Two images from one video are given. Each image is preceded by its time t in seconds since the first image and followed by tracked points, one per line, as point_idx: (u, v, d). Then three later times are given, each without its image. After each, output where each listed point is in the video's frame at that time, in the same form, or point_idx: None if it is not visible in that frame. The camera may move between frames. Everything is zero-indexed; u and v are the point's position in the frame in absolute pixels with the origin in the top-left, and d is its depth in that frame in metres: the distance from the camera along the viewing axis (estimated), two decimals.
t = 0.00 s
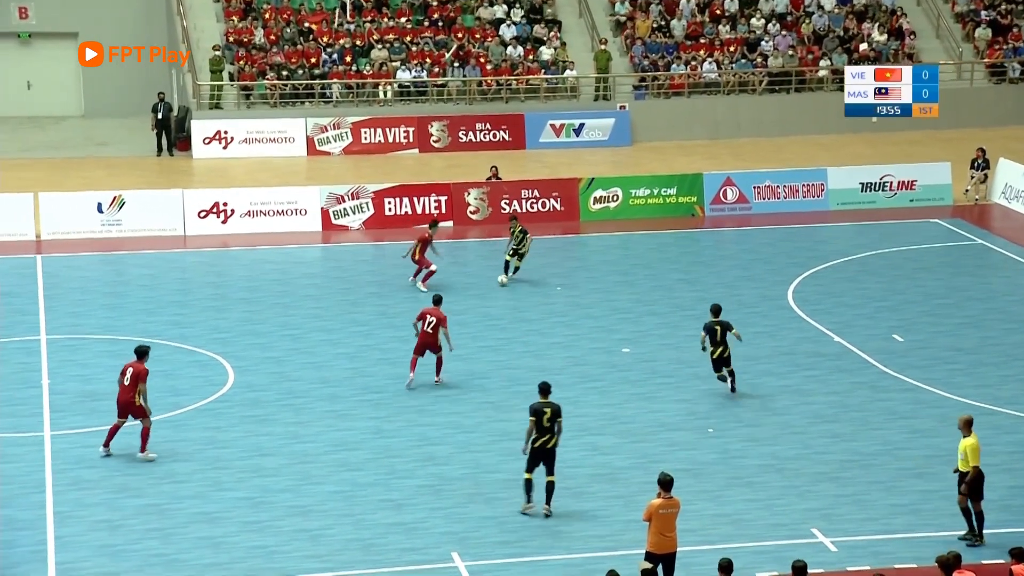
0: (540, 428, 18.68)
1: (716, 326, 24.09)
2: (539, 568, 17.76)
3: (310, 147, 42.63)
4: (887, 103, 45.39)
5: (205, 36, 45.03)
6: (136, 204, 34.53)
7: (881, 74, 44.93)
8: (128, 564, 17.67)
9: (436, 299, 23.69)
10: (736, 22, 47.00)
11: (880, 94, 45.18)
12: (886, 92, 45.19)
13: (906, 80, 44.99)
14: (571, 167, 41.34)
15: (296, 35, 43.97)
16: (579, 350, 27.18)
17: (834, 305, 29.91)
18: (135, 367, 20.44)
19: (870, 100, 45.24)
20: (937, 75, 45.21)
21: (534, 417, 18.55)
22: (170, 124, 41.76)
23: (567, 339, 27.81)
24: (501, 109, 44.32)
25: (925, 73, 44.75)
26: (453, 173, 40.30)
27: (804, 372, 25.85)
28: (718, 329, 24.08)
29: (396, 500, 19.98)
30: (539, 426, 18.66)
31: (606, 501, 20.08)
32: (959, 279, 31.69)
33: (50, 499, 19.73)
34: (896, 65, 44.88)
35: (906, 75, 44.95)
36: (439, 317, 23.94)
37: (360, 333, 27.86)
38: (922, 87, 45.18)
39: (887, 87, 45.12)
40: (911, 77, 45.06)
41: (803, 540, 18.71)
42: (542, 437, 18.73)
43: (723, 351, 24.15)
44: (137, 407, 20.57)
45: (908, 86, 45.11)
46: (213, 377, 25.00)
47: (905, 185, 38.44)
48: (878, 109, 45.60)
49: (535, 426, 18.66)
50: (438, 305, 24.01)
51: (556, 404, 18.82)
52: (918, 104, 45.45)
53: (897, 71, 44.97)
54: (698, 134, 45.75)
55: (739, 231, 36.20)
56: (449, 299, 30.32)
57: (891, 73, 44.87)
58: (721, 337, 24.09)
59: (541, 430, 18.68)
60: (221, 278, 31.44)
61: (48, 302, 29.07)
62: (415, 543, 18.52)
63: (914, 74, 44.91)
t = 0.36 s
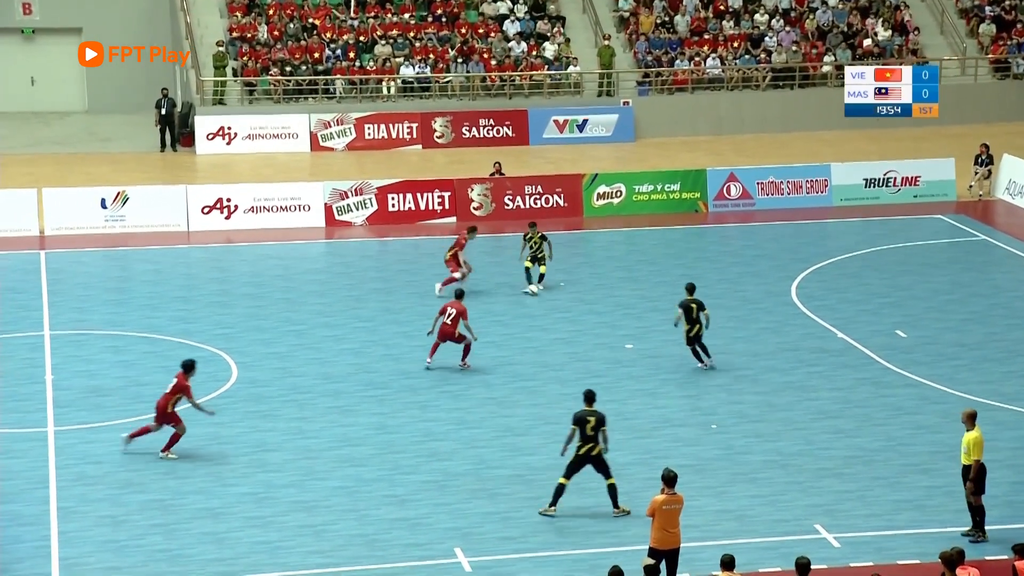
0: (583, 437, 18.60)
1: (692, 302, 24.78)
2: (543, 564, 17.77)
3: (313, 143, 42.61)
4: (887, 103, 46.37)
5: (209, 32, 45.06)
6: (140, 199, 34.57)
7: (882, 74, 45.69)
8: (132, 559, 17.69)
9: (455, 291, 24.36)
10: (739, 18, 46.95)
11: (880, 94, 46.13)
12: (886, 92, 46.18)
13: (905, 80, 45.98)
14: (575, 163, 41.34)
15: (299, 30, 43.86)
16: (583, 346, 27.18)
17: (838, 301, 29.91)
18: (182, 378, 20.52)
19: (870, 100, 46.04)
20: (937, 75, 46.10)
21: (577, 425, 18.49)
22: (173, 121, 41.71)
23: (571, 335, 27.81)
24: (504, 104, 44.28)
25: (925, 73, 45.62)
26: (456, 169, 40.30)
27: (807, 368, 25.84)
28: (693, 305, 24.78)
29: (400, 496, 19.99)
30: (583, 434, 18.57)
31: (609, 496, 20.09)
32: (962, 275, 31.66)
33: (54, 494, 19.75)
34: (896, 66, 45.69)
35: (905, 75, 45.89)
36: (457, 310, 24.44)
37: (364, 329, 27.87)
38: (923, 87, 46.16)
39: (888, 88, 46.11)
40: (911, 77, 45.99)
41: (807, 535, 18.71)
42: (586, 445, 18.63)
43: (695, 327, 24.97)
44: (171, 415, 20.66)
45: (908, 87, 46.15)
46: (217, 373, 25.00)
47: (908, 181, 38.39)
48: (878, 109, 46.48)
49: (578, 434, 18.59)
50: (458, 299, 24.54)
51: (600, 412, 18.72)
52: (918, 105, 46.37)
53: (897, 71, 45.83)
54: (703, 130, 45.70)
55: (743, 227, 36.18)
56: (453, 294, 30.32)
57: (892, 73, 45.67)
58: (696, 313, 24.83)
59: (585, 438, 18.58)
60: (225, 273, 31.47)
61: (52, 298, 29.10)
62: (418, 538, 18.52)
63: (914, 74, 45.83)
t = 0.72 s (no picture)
0: (631, 428, 18.56)
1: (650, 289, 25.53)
2: (543, 562, 17.77)
3: (313, 141, 42.59)
4: (887, 103, 46.78)
5: (209, 29, 45.04)
6: (139, 197, 34.54)
7: (882, 74, 46.29)
8: (132, 557, 17.69)
9: (488, 286, 24.70)
10: (739, 15, 46.89)
11: (880, 93, 46.63)
12: (886, 92, 46.73)
13: (905, 80, 46.56)
14: (575, 161, 41.34)
15: (299, 28, 43.89)
16: (583, 343, 27.20)
17: (838, 298, 29.92)
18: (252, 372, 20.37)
19: (870, 100, 46.45)
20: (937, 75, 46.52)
21: (625, 417, 18.47)
22: (173, 118, 41.71)
23: (571, 333, 27.82)
24: (505, 102, 44.26)
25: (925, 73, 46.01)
26: (456, 167, 40.30)
27: (807, 366, 25.84)
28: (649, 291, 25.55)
29: (400, 494, 19.99)
30: (631, 426, 18.54)
31: (609, 494, 20.08)
32: (963, 273, 31.65)
33: (53, 492, 19.76)
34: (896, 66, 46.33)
35: (905, 75, 46.48)
36: (484, 305, 24.58)
37: (364, 326, 27.88)
38: (922, 87, 46.62)
39: (888, 87, 46.69)
40: (911, 77, 46.56)
41: (807, 533, 18.71)
42: (634, 438, 18.58)
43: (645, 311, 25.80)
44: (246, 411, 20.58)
45: (908, 87, 46.65)
46: (217, 370, 25.00)
47: (909, 178, 38.37)
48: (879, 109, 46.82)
49: (626, 427, 18.56)
50: (488, 295, 24.78)
51: (647, 404, 18.72)
52: (918, 105, 46.71)
53: (897, 71, 46.46)
54: (703, 128, 45.73)
55: (743, 225, 36.17)
56: (453, 292, 30.31)
57: (891, 73, 46.33)
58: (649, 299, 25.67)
59: (633, 430, 18.55)
60: (225, 271, 31.48)
61: (52, 295, 29.10)
62: (419, 536, 18.53)
63: (913, 74, 46.37)
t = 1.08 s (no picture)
0: (673, 421, 18.83)
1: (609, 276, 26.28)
2: (543, 561, 17.78)
3: (312, 139, 42.59)
4: (887, 102, 45.83)
5: (209, 27, 45.07)
6: (139, 196, 34.50)
7: (882, 74, 45.19)
8: (132, 555, 17.70)
9: (517, 277, 25.16)
10: (739, 14, 46.82)
11: (880, 94, 45.61)
12: (886, 92, 45.64)
13: (906, 80, 45.39)
14: (575, 159, 41.34)
15: (299, 26, 43.92)
16: (582, 342, 27.19)
17: (838, 297, 29.90)
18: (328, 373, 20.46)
19: (870, 100, 45.54)
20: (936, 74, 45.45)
21: (665, 410, 18.74)
22: (174, 117, 41.75)
23: (570, 332, 27.81)
24: (504, 100, 44.29)
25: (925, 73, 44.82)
26: (456, 165, 40.28)
27: (807, 364, 25.84)
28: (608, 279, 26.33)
29: (400, 492, 20.01)
30: (671, 419, 18.80)
31: (609, 493, 20.09)
32: (963, 271, 31.64)
33: (53, 490, 19.77)
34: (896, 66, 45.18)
35: (906, 75, 45.28)
36: (522, 294, 25.21)
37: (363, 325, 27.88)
38: (922, 87, 45.57)
39: (887, 87, 45.54)
40: (911, 77, 45.40)
41: (807, 532, 18.71)
42: (676, 430, 18.86)
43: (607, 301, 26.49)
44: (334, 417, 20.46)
45: (908, 87, 45.55)
46: (217, 369, 25.02)
47: (908, 177, 38.35)
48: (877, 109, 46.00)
49: (667, 419, 18.83)
50: (519, 283, 25.27)
51: (688, 395, 18.96)
52: (918, 104, 45.90)
53: (897, 71, 45.27)
54: (701, 126, 45.75)
55: (743, 223, 36.15)
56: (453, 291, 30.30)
57: (891, 73, 45.15)
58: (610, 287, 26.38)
59: (674, 423, 18.82)
60: (225, 270, 31.46)
61: (52, 294, 29.08)
62: (419, 535, 18.53)
63: (913, 74, 45.22)
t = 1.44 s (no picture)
0: (750, 429, 18.84)
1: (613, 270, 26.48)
2: (610, 558, 17.75)
3: (376, 135, 42.74)
4: (887, 102, 46.06)
5: (275, 25, 45.38)
6: (205, 190, 34.72)
7: (882, 74, 45.77)
8: (204, 547, 17.84)
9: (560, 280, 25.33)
10: (804, 10, 46.23)
11: (880, 93, 45.95)
12: (886, 92, 46.11)
13: (906, 80, 46.01)
14: (638, 156, 41.22)
15: (362, 23, 44.01)
16: (647, 340, 27.12)
17: (907, 296, 29.53)
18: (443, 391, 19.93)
19: (870, 100, 45.68)
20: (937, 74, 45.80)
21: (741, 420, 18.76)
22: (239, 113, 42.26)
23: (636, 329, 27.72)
24: (568, 97, 44.10)
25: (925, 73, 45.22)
26: (520, 162, 40.31)
27: (875, 364, 25.55)
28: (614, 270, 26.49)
29: (466, 488, 20.07)
30: (748, 427, 18.81)
31: (674, 491, 20.02)
32: None
33: (125, 482, 19.86)
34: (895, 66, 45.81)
35: (905, 75, 45.98)
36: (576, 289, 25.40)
37: (429, 321, 27.99)
38: (923, 87, 45.89)
39: (888, 87, 46.11)
40: (911, 77, 45.93)
41: (877, 533, 18.50)
42: (755, 439, 18.85)
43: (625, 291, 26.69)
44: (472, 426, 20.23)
45: (908, 87, 46.09)
46: (284, 363, 25.26)
47: (978, 175, 37.78)
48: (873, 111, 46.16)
49: (745, 429, 18.85)
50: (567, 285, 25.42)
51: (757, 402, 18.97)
52: (918, 105, 46.11)
53: (897, 72, 45.99)
54: (767, 124, 45.29)
55: (809, 221, 35.80)
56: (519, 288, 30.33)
57: (891, 73, 45.84)
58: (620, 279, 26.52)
59: (751, 431, 18.82)
60: (293, 265, 31.75)
61: (123, 288, 29.36)
62: (486, 530, 18.57)
63: (915, 74, 45.61)
